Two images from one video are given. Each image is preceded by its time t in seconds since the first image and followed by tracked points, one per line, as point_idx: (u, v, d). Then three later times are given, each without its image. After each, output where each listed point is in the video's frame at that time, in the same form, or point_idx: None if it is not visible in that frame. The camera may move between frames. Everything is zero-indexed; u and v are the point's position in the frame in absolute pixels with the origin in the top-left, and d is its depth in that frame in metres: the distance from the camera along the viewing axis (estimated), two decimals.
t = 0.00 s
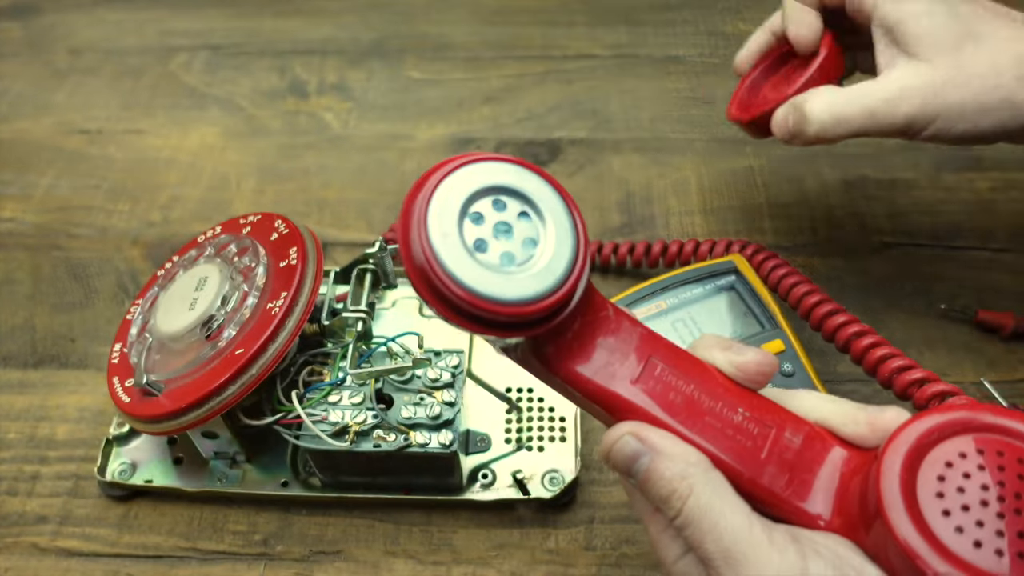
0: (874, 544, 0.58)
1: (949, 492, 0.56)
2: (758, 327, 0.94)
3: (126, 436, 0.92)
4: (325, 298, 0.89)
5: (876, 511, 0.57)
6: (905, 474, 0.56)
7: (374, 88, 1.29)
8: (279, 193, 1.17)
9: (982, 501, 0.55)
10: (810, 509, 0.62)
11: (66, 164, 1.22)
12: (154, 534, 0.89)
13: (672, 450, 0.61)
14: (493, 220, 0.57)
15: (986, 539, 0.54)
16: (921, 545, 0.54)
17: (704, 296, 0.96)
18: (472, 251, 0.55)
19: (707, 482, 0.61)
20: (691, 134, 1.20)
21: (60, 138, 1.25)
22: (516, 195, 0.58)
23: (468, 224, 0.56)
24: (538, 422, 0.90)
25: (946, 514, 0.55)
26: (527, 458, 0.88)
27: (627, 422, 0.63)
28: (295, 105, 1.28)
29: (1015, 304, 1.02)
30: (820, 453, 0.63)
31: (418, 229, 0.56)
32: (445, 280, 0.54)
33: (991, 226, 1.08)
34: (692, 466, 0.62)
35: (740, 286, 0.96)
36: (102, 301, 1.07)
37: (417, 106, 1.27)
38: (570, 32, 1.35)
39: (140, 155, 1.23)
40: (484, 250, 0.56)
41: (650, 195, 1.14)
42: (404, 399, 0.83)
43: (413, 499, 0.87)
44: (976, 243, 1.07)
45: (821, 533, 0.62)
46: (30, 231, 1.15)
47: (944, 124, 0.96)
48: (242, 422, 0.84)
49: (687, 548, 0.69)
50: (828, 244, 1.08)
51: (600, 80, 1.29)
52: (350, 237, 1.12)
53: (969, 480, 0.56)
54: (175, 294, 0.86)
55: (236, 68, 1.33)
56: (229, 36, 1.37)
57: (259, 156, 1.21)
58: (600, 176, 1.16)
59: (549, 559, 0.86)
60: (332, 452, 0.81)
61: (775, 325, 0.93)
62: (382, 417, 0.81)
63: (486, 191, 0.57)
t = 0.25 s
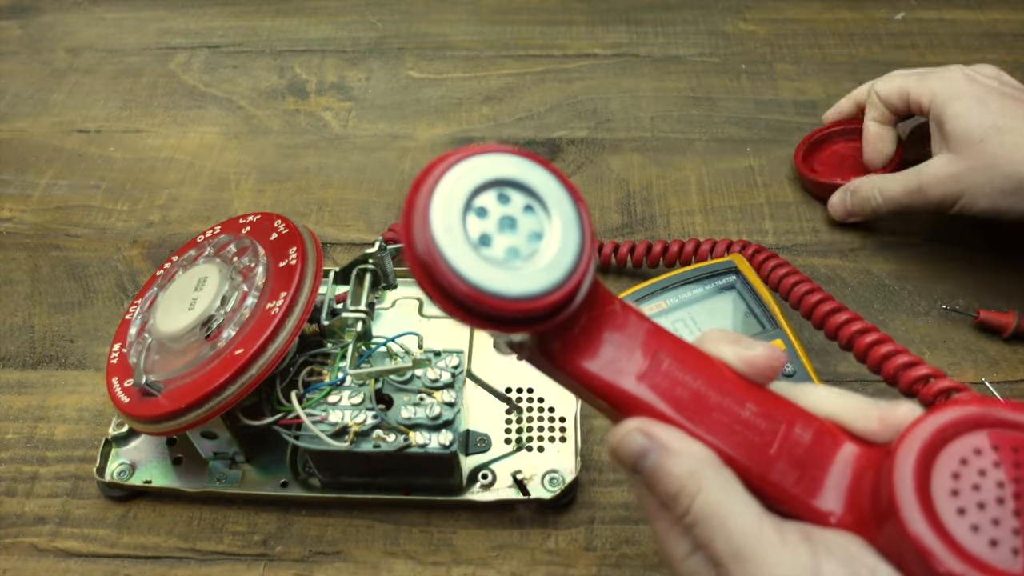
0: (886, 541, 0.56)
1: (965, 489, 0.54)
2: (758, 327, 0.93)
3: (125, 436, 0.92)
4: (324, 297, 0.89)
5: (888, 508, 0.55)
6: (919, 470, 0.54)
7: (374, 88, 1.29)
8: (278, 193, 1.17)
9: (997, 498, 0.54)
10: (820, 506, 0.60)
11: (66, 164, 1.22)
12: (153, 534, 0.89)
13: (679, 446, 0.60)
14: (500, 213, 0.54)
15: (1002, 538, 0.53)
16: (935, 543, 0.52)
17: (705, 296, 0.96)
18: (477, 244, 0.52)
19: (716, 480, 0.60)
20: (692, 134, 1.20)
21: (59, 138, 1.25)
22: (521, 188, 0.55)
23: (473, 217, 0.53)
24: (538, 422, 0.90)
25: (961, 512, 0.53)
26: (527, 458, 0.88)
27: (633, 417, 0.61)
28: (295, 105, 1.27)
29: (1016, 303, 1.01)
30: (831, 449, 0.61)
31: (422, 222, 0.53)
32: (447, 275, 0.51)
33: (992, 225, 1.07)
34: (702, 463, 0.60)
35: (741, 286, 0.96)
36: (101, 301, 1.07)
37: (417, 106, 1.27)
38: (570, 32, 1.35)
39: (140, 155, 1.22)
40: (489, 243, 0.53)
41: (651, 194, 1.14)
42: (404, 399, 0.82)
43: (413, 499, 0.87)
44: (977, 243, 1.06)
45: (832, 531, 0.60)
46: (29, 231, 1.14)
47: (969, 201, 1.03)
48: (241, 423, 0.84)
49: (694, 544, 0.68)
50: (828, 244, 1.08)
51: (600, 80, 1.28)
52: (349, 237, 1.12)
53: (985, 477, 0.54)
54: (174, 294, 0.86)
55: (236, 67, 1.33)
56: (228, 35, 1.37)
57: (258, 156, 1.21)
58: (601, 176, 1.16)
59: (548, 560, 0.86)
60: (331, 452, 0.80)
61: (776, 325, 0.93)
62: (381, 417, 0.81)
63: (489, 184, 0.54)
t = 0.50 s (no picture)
0: (892, 553, 0.56)
1: (972, 500, 0.53)
2: (758, 327, 0.93)
3: (125, 436, 0.92)
4: (324, 297, 0.89)
5: (895, 521, 0.55)
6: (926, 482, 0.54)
7: (374, 88, 1.29)
8: (278, 193, 1.17)
9: (1006, 510, 0.53)
10: (826, 516, 0.60)
11: (66, 164, 1.22)
12: (153, 534, 0.89)
13: (684, 458, 0.59)
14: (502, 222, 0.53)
15: (1011, 551, 0.52)
16: (943, 556, 0.52)
17: (705, 296, 0.96)
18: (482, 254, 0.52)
19: (719, 491, 0.59)
20: (692, 135, 1.20)
21: (59, 138, 1.25)
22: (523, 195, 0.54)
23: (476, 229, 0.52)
24: (538, 422, 0.90)
25: (969, 525, 0.53)
26: (527, 458, 0.88)
27: (634, 427, 0.60)
28: (295, 105, 1.27)
29: (1016, 303, 1.01)
30: (832, 461, 0.61)
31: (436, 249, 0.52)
32: (446, 284, 0.51)
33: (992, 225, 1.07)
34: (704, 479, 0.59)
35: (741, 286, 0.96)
36: (101, 301, 1.07)
37: (417, 106, 1.27)
38: (570, 32, 1.35)
39: (140, 155, 1.22)
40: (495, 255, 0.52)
41: (651, 195, 1.14)
42: (404, 399, 0.82)
43: (413, 500, 0.87)
44: (977, 243, 1.06)
45: (838, 543, 0.59)
46: (29, 231, 1.14)
47: (968, 209, 1.02)
48: (241, 423, 0.84)
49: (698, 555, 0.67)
50: (828, 244, 1.08)
51: (600, 80, 1.28)
52: (349, 237, 1.12)
53: (992, 488, 0.54)
54: (174, 294, 0.86)
55: (236, 68, 1.33)
56: (228, 35, 1.37)
57: (258, 156, 1.21)
58: (601, 176, 1.16)
59: (548, 560, 0.86)
60: (331, 452, 0.80)
61: (776, 325, 0.93)
62: (381, 417, 0.81)
63: (491, 191, 0.54)
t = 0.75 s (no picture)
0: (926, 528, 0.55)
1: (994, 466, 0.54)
2: (758, 327, 0.94)
3: (125, 436, 0.92)
4: (325, 297, 0.89)
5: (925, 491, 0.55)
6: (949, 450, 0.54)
7: (374, 88, 1.29)
8: (278, 193, 1.17)
9: None
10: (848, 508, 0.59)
11: (66, 164, 1.22)
12: (153, 534, 0.89)
13: (709, 439, 0.58)
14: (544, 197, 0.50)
15: None
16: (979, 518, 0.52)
17: (705, 295, 0.96)
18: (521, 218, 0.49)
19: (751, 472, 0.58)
20: (692, 135, 1.20)
21: (59, 138, 1.25)
22: (548, 173, 0.52)
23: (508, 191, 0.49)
24: (538, 422, 0.91)
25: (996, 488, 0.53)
26: (527, 458, 0.89)
27: (656, 412, 0.58)
28: (295, 105, 1.27)
29: (1017, 303, 1.01)
30: (843, 453, 0.60)
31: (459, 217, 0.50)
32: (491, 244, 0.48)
33: (992, 225, 1.07)
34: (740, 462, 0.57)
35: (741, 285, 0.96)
36: (101, 301, 1.07)
37: (417, 106, 1.26)
38: (570, 32, 1.35)
39: (140, 155, 1.22)
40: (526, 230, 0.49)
41: (651, 195, 1.14)
42: (404, 399, 0.82)
43: (413, 499, 0.87)
44: (977, 244, 1.06)
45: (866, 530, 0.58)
46: (29, 231, 1.14)
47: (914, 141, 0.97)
48: (241, 423, 0.84)
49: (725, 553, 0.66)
50: (829, 244, 1.08)
51: (601, 80, 1.28)
52: (349, 237, 1.12)
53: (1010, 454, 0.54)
54: (174, 294, 0.86)
55: (236, 67, 1.33)
56: (228, 35, 1.37)
57: (258, 156, 1.21)
58: (601, 176, 1.16)
59: (548, 560, 0.86)
60: (332, 452, 0.80)
61: (775, 325, 0.93)
62: (382, 417, 0.81)
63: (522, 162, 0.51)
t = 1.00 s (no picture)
0: None
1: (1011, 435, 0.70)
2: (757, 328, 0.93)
3: (125, 436, 0.93)
4: (325, 297, 0.89)
5: None
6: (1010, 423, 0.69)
7: (373, 88, 1.29)
8: (279, 193, 1.17)
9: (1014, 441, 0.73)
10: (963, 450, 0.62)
11: (66, 164, 1.22)
12: (153, 534, 0.89)
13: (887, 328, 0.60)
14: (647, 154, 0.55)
15: None
16: None
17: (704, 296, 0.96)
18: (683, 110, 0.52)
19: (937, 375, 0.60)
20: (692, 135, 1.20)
21: (59, 138, 1.25)
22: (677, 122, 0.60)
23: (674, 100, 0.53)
24: (537, 422, 0.91)
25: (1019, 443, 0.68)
26: (527, 458, 0.89)
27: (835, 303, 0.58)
28: (295, 105, 1.27)
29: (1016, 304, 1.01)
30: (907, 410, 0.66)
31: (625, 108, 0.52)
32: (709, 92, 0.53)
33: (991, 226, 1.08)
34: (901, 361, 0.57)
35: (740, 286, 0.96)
36: (102, 301, 1.07)
37: (417, 106, 1.27)
38: (570, 32, 1.35)
39: (140, 155, 1.22)
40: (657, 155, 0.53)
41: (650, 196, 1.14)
42: (404, 399, 0.82)
43: (412, 499, 0.87)
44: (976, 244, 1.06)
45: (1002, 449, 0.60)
46: (30, 231, 1.14)
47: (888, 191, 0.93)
48: (242, 423, 0.84)
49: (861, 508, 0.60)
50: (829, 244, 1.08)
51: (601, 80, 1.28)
52: (350, 237, 1.12)
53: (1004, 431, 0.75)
54: (174, 293, 0.86)
55: (236, 67, 1.33)
56: (228, 35, 1.37)
57: (258, 156, 1.21)
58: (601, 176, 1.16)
59: (548, 560, 0.86)
60: (332, 452, 0.80)
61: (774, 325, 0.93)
62: (382, 417, 0.81)
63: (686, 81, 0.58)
